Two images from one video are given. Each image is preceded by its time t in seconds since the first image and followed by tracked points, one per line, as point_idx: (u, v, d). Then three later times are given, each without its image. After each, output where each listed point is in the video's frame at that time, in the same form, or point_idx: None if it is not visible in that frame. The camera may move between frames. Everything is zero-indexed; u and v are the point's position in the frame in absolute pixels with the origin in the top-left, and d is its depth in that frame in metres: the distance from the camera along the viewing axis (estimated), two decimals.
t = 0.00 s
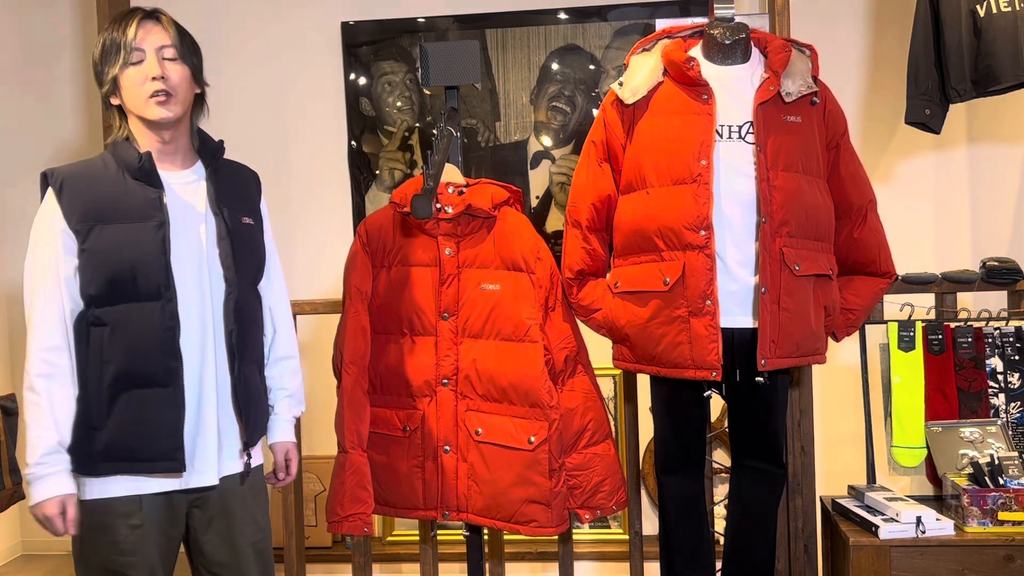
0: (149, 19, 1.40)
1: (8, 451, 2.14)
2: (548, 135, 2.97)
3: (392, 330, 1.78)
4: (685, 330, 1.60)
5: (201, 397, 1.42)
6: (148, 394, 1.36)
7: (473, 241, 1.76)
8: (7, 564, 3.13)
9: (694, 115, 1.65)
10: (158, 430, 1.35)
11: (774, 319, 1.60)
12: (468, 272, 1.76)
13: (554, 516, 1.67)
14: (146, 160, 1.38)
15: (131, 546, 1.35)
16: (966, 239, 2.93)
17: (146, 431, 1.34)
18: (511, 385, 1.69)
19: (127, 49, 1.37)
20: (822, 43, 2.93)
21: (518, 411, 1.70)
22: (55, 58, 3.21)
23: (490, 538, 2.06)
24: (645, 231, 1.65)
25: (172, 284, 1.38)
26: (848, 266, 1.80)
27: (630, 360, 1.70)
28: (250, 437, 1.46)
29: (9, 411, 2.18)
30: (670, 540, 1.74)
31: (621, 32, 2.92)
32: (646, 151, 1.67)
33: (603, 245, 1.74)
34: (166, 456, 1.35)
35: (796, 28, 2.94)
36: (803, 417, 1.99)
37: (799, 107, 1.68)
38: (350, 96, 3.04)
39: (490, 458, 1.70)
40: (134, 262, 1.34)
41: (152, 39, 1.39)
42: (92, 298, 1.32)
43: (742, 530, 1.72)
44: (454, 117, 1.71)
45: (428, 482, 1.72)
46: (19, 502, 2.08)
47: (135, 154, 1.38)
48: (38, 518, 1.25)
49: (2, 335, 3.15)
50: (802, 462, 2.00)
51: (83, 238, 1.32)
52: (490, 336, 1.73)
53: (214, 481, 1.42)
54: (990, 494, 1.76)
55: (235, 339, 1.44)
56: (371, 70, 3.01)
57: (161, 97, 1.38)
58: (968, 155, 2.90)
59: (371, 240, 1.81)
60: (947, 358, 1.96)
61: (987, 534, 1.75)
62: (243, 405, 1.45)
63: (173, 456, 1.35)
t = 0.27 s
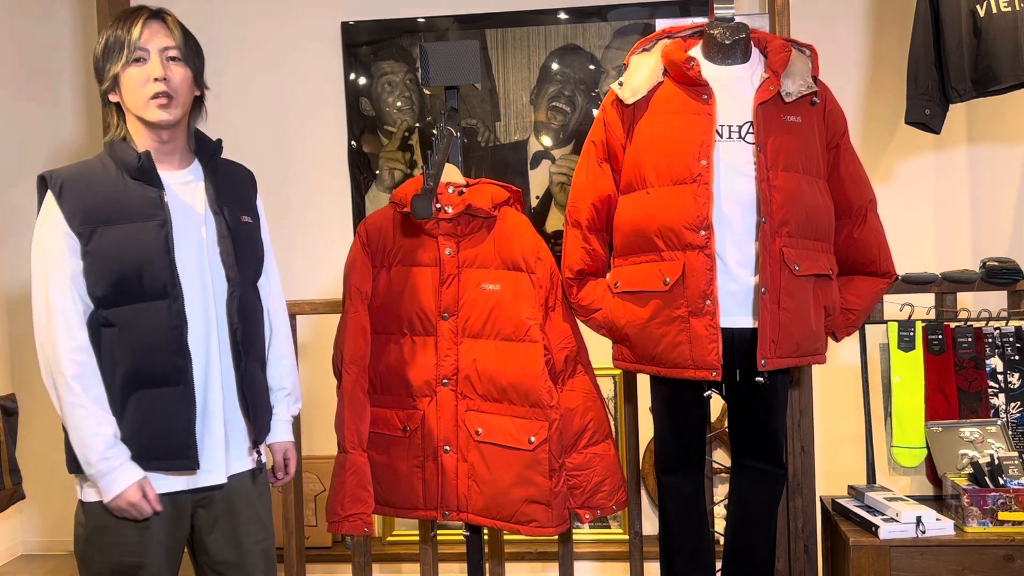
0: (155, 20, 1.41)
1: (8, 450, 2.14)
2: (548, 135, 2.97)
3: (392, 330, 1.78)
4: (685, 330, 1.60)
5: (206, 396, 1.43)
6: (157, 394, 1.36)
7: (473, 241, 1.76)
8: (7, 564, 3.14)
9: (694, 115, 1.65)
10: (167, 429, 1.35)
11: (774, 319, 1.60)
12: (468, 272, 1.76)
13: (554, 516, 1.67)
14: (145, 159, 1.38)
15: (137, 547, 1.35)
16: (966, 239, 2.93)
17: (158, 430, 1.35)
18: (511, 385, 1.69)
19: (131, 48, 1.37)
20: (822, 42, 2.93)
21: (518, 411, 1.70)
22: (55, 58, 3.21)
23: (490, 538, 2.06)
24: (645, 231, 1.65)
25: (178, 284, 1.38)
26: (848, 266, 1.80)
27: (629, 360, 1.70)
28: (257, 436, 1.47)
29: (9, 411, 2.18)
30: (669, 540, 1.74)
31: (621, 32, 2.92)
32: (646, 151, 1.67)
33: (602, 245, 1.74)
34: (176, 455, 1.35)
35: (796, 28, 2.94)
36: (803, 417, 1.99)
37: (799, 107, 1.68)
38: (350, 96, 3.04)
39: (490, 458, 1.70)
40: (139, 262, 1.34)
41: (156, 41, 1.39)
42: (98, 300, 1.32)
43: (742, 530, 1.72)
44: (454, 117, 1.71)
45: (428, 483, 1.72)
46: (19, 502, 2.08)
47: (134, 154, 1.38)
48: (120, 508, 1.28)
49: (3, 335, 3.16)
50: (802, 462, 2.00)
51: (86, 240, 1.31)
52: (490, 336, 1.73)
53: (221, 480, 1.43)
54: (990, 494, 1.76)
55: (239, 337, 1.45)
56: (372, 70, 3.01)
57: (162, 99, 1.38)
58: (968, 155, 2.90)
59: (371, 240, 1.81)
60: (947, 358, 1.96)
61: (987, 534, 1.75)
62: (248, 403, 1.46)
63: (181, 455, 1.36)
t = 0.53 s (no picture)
0: (161, 24, 1.40)
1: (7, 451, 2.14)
2: (548, 135, 2.97)
3: (392, 330, 1.78)
4: (685, 330, 1.60)
5: (209, 395, 1.43)
6: (161, 395, 1.36)
7: (473, 241, 1.76)
8: (7, 564, 3.14)
9: (694, 115, 1.65)
10: (171, 428, 1.35)
11: (774, 319, 1.60)
12: (468, 272, 1.76)
13: (554, 516, 1.67)
14: (146, 161, 1.37)
15: (142, 547, 1.35)
16: (966, 239, 2.93)
17: (162, 431, 1.35)
18: (511, 385, 1.69)
19: (137, 52, 1.37)
20: (822, 42, 2.93)
21: (518, 411, 1.70)
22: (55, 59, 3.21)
23: (489, 538, 2.06)
24: (645, 231, 1.65)
25: (180, 284, 1.38)
26: (848, 266, 1.80)
27: (629, 360, 1.70)
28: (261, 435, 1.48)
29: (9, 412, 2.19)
30: (669, 540, 1.74)
31: (621, 32, 2.92)
32: (646, 151, 1.67)
33: (603, 245, 1.74)
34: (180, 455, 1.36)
35: (797, 28, 2.94)
36: (803, 417, 1.99)
37: (799, 107, 1.68)
38: (350, 96, 3.04)
39: (490, 458, 1.70)
40: (142, 263, 1.34)
41: (162, 46, 1.39)
42: (101, 302, 1.32)
43: (742, 530, 1.72)
44: (454, 117, 1.71)
45: (428, 483, 1.72)
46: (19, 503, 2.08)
47: (136, 156, 1.38)
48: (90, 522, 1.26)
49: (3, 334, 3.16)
50: (802, 462, 2.00)
51: (88, 242, 1.31)
52: (490, 336, 1.73)
53: (226, 479, 1.43)
54: (990, 494, 1.76)
55: (241, 337, 1.45)
56: (371, 70, 3.01)
57: (166, 106, 1.38)
58: (968, 155, 2.90)
59: (371, 240, 1.80)
60: (947, 358, 1.96)
61: (987, 534, 1.75)
62: (250, 402, 1.46)
63: (185, 455, 1.36)
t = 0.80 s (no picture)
0: (164, 23, 1.41)
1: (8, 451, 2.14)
2: (548, 135, 2.97)
3: (392, 330, 1.78)
4: (685, 330, 1.60)
5: (210, 396, 1.43)
6: (161, 398, 1.36)
7: (473, 241, 1.76)
8: (7, 564, 3.14)
9: (694, 115, 1.65)
10: (171, 430, 1.36)
11: (774, 319, 1.60)
12: (468, 272, 1.76)
13: (554, 516, 1.67)
14: (146, 162, 1.37)
15: (145, 547, 1.35)
16: (966, 239, 2.93)
17: (162, 433, 1.35)
18: (511, 385, 1.69)
19: (140, 51, 1.37)
20: (822, 42, 2.93)
21: (518, 411, 1.70)
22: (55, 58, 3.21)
23: (490, 538, 2.06)
24: (645, 231, 1.65)
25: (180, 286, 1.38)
26: (848, 266, 1.80)
27: (630, 360, 1.70)
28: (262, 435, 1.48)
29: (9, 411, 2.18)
30: (669, 540, 1.74)
31: (621, 32, 2.92)
32: (646, 151, 1.67)
33: (603, 245, 1.74)
34: (179, 457, 1.36)
35: (797, 27, 2.94)
36: (803, 416, 1.99)
37: (799, 107, 1.68)
38: (350, 96, 3.04)
39: (490, 458, 1.70)
40: (142, 265, 1.34)
41: (165, 45, 1.39)
42: (100, 304, 1.32)
43: (742, 530, 1.72)
44: (454, 116, 1.71)
45: (428, 482, 1.72)
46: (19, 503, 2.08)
47: (136, 158, 1.37)
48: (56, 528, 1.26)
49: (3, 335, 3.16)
50: (802, 462, 2.00)
51: (88, 244, 1.31)
52: (490, 336, 1.73)
53: (228, 480, 1.43)
54: (990, 494, 1.76)
55: (242, 337, 1.45)
56: (372, 70, 3.02)
57: (168, 104, 1.37)
58: (968, 155, 2.90)
59: (371, 240, 1.80)
60: (947, 358, 1.96)
61: (987, 534, 1.75)
62: (250, 402, 1.46)
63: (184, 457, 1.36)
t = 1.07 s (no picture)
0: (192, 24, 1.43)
1: (8, 451, 2.13)
2: (548, 135, 2.97)
3: (392, 330, 1.78)
4: (685, 330, 1.60)
5: (213, 394, 1.43)
6: (165, 397, 1.36)
7: (473, 241, 1.76)
8: (7, 564, 3.15)
9: (694, 115, 1.65)
10: (175, 431, 1.35)
11: (774, 319, 1.60)
12: (468, 272, 1.76)
13: (554, 516, 1.67)
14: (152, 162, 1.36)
15: (147, 548, 1.35)
16: (965, 239, 2.93)
17: (167, 432, 1.35)
18: (511, 385, 1.69)
19: (181, 52, 1.38)
20: (822, 42, 2.93)
21: (518, 411, 1.70)
22: (55, 57, 3.20)
23: (490, 538, 2.06)
24: (645, 231, 1.65)
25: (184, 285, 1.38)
26: (848, 266, 1.80)
27: (629, 360, 1.70)
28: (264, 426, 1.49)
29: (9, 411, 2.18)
30: (669, 540, 1.74)
31: (621, 32, 2.91)
32: (646, 151, 1.67)
33: (603, 245, 1.74)
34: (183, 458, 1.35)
35: (796, 27, 2.94)
36: (803, 416, 1.99)
37: (799, 107, 1.68)
38: (350, 96, 3.04)
39: (490, 458, 1.70)
40: (147, 265, 1.34)
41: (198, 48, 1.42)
42: (104, 304, 1.32)
43: (741, 530, 1.72)
44: (454, 116, 1.71)
45: (428, 482, 1.72)
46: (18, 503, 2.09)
47: (139, 158, 1.36)
48: (79, 526, 1.27)
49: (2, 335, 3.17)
50: (802, 462, 2.00)
51: (91, 245, 1.31)
52: (490, 336, 1.73)
53: (232, 477, 1.43)
54: (990, 494, 1.76)
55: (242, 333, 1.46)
56: (372, 70, 3.02)
57: (204, 105, 1.42)
58: (968, 155, 2.90)
59: (371, 240, 1.81)
60: (947, 358, 1.96)
61: (987, 534, 1.75)
62: (250, 399, 1.47)
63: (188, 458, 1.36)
